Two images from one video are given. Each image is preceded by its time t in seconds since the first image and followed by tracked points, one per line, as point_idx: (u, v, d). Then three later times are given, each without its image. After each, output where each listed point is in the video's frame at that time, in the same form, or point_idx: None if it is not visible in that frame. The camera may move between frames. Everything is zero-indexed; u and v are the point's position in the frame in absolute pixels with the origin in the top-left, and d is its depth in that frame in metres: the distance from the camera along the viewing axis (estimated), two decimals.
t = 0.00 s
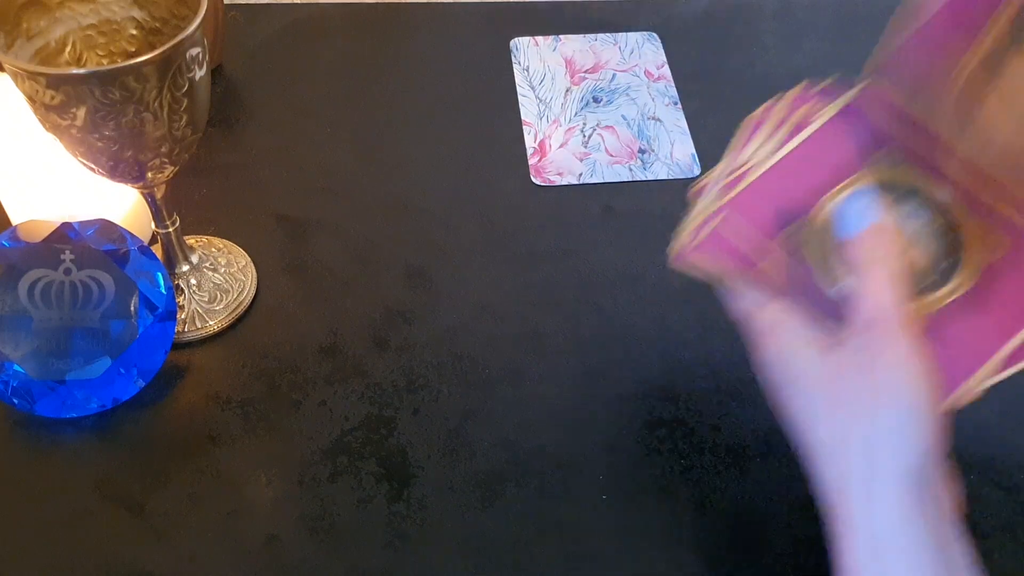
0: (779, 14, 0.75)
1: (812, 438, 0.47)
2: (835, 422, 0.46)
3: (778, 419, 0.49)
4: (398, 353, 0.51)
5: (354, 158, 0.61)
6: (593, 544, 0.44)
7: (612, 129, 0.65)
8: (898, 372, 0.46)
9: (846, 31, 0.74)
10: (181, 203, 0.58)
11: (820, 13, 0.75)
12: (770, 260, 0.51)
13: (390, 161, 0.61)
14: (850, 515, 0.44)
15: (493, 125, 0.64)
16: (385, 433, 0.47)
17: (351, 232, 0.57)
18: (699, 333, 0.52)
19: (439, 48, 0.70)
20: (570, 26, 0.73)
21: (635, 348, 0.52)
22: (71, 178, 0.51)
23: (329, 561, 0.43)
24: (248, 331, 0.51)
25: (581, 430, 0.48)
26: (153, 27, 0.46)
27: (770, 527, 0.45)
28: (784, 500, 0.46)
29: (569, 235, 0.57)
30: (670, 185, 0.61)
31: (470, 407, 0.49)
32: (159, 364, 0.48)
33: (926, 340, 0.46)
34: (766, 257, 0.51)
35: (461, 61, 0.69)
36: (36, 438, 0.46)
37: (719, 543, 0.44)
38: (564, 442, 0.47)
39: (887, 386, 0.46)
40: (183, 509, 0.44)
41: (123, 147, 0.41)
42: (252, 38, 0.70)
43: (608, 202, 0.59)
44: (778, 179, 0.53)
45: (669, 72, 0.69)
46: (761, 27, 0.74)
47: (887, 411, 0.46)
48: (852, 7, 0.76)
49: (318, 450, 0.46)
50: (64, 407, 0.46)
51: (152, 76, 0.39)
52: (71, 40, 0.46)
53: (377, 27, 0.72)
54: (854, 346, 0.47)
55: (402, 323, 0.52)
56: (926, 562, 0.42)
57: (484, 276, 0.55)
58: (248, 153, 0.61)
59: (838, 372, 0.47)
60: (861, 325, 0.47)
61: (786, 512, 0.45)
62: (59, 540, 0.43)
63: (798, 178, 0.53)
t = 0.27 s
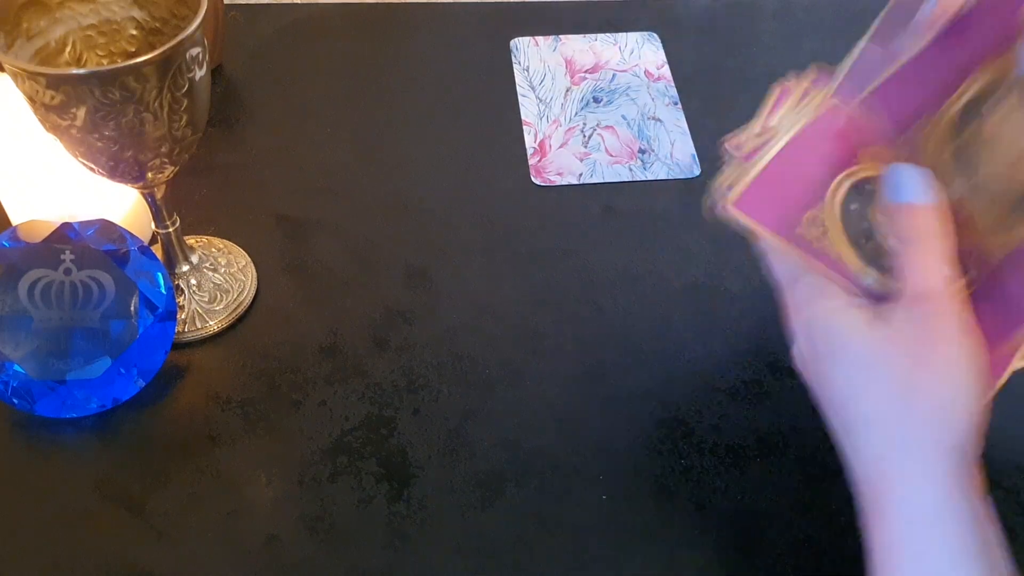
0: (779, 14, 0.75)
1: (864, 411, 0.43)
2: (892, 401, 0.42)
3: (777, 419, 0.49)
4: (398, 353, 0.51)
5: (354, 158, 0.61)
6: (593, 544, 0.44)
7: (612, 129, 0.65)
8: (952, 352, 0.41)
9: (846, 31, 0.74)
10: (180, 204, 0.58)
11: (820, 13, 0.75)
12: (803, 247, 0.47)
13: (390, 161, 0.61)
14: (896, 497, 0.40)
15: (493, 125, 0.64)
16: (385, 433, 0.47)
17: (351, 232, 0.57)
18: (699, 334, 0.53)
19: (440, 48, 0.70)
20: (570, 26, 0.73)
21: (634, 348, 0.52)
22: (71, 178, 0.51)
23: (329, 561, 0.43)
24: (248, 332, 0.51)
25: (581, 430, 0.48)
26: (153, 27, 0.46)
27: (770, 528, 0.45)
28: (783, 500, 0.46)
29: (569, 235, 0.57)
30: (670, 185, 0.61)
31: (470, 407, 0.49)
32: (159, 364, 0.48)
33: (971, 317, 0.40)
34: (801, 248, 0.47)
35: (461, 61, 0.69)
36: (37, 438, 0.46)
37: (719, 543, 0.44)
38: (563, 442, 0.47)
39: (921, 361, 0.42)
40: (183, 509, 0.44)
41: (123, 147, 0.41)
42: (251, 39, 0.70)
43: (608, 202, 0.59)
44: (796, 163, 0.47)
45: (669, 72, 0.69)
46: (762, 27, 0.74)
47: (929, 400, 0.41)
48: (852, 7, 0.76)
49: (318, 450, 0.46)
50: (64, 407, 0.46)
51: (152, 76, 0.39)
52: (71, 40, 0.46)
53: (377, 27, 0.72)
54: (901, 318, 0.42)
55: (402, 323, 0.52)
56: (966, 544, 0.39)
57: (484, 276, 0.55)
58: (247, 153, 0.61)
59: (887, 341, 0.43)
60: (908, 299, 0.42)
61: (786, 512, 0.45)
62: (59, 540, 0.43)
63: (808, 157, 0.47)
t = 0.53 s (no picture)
0: (780, 14, 0.75)
1: (869, 433, 0.45)
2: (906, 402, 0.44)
3: (777, 419, 0.49)
4: (398, 353, 0.51)
5: (354, 158, 0.61)
6: (593, 544, 0.44)
7: (612, 129, 0.65)
8: (956, 360, 0.43)
9: (847, 31, 0.74)
10: (180, 204, 0.58)
11: (821, 13, 0.75)
12: (809, 268, 0.47)
13: (390, 161, 0.61)
14: (900, 499, 0.42)
15: (493, 125, 0.64)
16: (385, 433, 0.47)
17: (351, 232, 0.57)
18: (699, 333, 0.52)
19: (440, 48, 0.70)
20: (570, 26, 0.73)
21: (634, 349, 0.52)
22: (71, 178, 0.51)
23: (329, 561, 0.43)
24: (248, 332, 0.51)
25: (582, 431, 0.48)
26: (153, 27, 0.46)
27: (770, 528, 0.45)
28: (784, 500, 0.46)
29: (569, 235, 0.57)
30: (670, 185, 0.61)
31: (470, 407, 0.49)
32: (159, 364, 0.48)
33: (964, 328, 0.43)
34: (805, 268, 0.47)
35: (462, 61, 0.69)
36: (36, 438, 0.46)
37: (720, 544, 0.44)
38: (563, 442, 0.47)
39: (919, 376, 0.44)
40: (183, 509, 0.44)
41: (123, 147, 0.41)
42: (251, 39, 0.70)
43: (609, 202, 0.59)
44: (786, 190, 0.48)
45: (669, 72, 0.69)
46: (762, 27, 0.74)
47: (934, 405, 0.43)
48: (853, 7, 0.76)
49: (318, 450, 0.46)
50: (64, 407, 0.46)
51: (152, 76, 0.39)
52: (71, 40, 0.46)
53: (377, 27, 0.72)
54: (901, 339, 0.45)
55: (402, 323, 0.52)
56: (978, 555, 0.40)
57: (484, 276, 0.55)
58: (247, 153, 0.61)
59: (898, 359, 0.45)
60: (907, 313, 0.44)
61: (786, 513, 0.45)
62: (59, 540, 0.43)
63: (796, 185, 0.48)
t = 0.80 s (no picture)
0: (780, 14, 0.75)
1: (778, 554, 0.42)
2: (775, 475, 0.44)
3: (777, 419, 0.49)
4: (398, 353, 0.51)
5: (354, 158, 0.61)
6: (593, 544, 0.44)
7: (612, 130, 0.65)
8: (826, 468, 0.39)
9: (847, 31, 0.74)
10: (180, 204, 0.58)
11: (821, 13, 0.75)
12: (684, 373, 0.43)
13: (390, 161, 0.61)
14: None
15: (493, 124, 0.64)
16: (385, 433, 0.47)
17: (351, 232, 0.57)
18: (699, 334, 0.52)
19: (440, 48, 0.70)
20: (570, 26, 0.73)
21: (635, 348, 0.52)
22: (70, 177, 0.51)
23: (330, 561, 0.43)
24: (248, 332, 0.51)
25: (582, 430, 0.48)
26: (153, 27, 0.46)
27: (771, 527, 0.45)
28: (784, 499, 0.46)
29: (570, 235, 0.57)
30: (670, 185, 0.61)
31: (470, 407, 0.49)
32: (160, 364, 0.48)
33: (818, 377, 0.41)
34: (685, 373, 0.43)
35: (462, 62, 0.69)
36: (37, 438, 0.46)
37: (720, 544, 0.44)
38: (564, 441, 0.47)
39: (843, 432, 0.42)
40: (183, 510, 0.44)
41: (123, 147, 0.41)
42: (251, 39, 0.70)
43: (609, 202, 0.59)
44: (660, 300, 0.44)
45: (669, 72, 0.69)
46: (762, 27, 0.74)
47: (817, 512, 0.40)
48: (852, 7, 0.76)
49: (318, 450, 0.46)
50: (65, 407, 0.46)
51: (152, 76, 0.39)
52: (71, 40, 0.46)
53: (377, 27, 0.72)
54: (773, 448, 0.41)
55: (402, 323, 0.52)
56: None
57: (485, 276, 0.55)
58: (247, 153, 0.61)
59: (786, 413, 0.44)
60: (764, 432, 0.41)
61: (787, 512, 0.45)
62: (58, 541, 0.43)
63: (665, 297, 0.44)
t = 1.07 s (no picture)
0: (781, 13, 0.75)
1: None
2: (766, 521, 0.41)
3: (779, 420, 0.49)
4: (398, 353, 0.51)
5: (354, 158, 0.61)
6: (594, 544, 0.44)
7: (613, 129, 0.64)
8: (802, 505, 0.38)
9: (847, 30, 0.74)
10: (180, 204, 0.58)
11: (822, 13, 0.75)
12: (585, 483, 0.40)
13: (390, 162, 0.61)
14: None
15: (493, 124, 0.64)
16: (385, 433, 0.47)
17: (351, 232, 0.57)
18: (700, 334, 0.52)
19: (440, 48, 0.70)
20: (570, 26, 0.73)
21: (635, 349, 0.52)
22: (70, 177, 0.51)
23: (330, 561, 0.43)
24: (248, 332, 0.51)
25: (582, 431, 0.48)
26: (153, 27, 0.46)
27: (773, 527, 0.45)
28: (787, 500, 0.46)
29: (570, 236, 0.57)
30: (671, 184, 0.61)
31: (470, 407, 0.48)
32: (159, 364, 0.48)
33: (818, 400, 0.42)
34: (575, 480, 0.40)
35: (461, 61, 0.69)
36: (36, 438, 0.46)
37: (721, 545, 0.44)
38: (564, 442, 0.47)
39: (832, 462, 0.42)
40: (182, 511, 0.44)
41: (122, 146, 0.41)
42: (251, 39, 0.70)
43: (609, 202, 0.59)
44: (521, 429, 0.41)
45: (670, 72, 0.69)
46: (762, 27, 0.74)
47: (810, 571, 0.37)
48: (853, 6, 0.76)
49: (318, 450, 0.46)
50: (64, 407, 0.46)
51: (151, 76, 0.39)
52: (71, 40, 0.45)
53: (376, 26, 0.72)
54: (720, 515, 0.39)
55: (402, 323, 0.52)
56: None
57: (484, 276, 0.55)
58: (247, 153, 0.61)
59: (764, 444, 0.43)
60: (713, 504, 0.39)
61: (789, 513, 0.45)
62: (57, 541, 0.43)
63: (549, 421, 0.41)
